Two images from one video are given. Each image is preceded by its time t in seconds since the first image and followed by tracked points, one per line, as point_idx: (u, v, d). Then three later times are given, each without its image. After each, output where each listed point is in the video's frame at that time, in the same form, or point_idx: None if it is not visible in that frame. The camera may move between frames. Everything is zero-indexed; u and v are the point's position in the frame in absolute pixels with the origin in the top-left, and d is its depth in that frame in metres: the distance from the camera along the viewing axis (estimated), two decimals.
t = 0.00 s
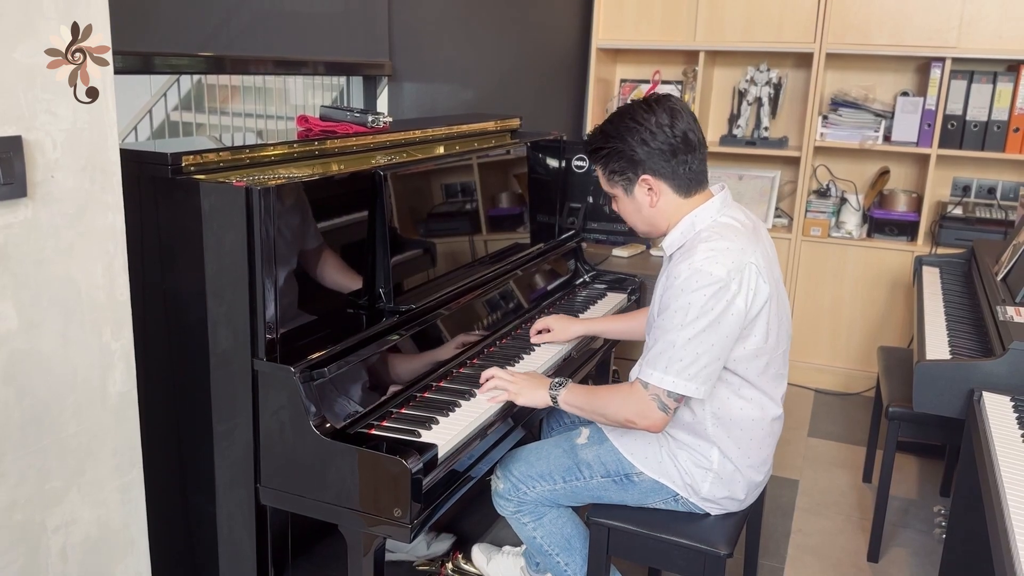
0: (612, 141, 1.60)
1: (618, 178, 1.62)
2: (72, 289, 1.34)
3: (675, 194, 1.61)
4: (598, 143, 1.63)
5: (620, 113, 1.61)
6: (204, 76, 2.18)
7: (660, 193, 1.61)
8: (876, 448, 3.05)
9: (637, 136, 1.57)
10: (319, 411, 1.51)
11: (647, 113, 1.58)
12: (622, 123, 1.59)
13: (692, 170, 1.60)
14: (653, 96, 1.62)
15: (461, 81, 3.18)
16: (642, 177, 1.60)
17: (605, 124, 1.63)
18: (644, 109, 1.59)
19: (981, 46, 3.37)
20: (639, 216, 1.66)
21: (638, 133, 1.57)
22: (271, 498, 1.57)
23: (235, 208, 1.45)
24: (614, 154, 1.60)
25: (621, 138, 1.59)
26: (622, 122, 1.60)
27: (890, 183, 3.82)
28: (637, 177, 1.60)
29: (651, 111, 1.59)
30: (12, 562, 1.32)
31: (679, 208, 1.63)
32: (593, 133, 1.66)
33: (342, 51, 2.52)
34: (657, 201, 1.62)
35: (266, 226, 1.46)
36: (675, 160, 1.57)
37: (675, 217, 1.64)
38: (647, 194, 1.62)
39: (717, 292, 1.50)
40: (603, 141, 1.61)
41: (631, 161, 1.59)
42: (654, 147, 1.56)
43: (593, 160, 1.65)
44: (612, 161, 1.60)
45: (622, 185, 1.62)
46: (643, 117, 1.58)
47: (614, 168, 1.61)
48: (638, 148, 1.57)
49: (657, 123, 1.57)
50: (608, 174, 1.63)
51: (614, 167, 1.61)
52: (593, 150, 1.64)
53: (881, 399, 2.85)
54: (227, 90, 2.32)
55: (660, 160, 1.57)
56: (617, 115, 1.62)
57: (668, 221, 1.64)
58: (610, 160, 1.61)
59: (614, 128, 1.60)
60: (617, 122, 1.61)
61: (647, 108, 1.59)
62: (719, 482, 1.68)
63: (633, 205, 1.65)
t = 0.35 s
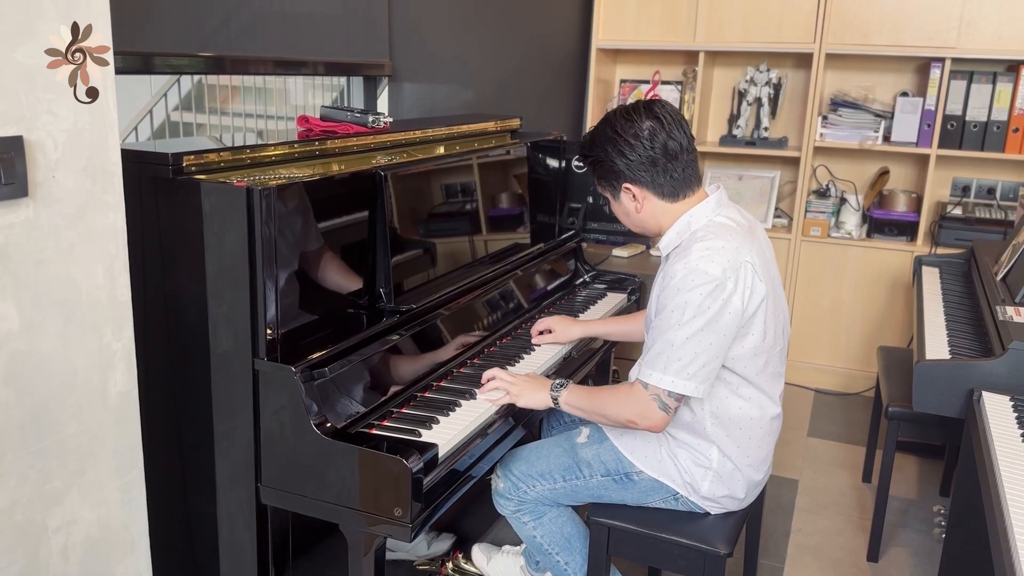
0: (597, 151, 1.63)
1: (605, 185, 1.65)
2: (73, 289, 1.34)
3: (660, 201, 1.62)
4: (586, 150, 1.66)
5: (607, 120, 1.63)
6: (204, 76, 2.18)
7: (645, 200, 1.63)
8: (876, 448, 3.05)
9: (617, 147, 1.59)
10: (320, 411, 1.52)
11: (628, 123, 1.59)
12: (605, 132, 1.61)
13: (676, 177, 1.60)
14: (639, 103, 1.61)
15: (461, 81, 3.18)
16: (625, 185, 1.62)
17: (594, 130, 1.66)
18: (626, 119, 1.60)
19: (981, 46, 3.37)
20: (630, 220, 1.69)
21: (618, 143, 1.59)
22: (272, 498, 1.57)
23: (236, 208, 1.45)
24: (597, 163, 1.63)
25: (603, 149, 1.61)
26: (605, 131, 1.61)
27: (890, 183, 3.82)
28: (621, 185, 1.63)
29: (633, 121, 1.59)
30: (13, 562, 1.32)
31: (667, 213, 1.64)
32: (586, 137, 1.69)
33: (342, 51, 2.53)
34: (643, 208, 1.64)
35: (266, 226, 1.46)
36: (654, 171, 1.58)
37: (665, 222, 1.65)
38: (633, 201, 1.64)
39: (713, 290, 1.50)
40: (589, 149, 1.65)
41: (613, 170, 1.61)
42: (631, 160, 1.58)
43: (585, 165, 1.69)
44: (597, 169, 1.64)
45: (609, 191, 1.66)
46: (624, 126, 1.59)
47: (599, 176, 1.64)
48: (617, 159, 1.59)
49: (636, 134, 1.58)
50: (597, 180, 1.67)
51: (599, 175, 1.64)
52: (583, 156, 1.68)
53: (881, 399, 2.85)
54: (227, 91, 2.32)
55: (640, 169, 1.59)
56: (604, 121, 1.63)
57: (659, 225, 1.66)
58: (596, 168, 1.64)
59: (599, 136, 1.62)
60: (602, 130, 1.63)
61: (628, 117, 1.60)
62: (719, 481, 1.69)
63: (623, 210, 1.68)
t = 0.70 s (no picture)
0: (592, 147, 1.63)
1: (600, 181, 1.65)
2: (73, 288, 1.34)
3: (656, 196, 1.62)
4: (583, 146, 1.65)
5: (604, 117, 1.63)
6: (204, 75, 2.18)
7: (640, 196, 1.62)
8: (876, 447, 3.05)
9: (614, 142, 1.59)
10: (321, 409, 1.52)
11: (626, 120, 1.59)
12: (603, 129, 1.61)
13: (672, 173, 1.60)
14: (637, 101, 1.62)
15: (461, 80, 3.18)
16: (620, 181, 1.62)
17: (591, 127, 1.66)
18: (624, 116, 1.60)
19: (981, 45, 3.37)
20: (624, 217, 1.69)
21: (614, 138, 1.59)
22: (273, 496, 1.57)
23: (236, 206, 1.45)
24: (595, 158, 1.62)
25: (601, 144, 1.61)
26: (603, 127, 1.61)
27: (890, 182, 3.82)
28: (617, 181, 1.62)
29: (631, 117, 1.59)
30: (12, 560, 1.32)
31: (663, 209, 1.64)
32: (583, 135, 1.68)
33: (342, 51, 2.53)
34: (638, 204, 1.64)
35: (267, 225, 1.46)
36: (650, 167, 1.59)
37: (661, 218, 1.65)
38: (628, 197, 1.64)
39: (709, 285, 1.50)
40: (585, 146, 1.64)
41: (609, 165, 1.61)
42: (629, 155, 1.58)
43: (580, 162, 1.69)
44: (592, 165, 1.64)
45: (605, 188, 1.65)
46: (621, 122, 1.60)
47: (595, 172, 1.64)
48: (616, 154, 1.59)
49: (635, 129, 1.58)
50: (591, 176, 1.67)
51: (595, 171, 1.64)
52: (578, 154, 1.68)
53: (881, 398, 2.85)
54: (227, 90, 2.32)
55: (636, 164, 1.59)
56: (601, 118, 1.63)
57: (654, 222, 1.66)
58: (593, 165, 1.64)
59: (597, 133, 1.62)
60: (598, 127, 1.63)
61: (624, 114, 1.60)
62: (719, 479, 1.69)
63: (617, 207, 1.67)
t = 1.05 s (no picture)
0: (610, 128, 1.60)
1: (618, 164, 1.60)
2: (75, 286, 1.34)
3: (672, 179, 1.62)
4: (594, 135, 1.62)
5: (610, 109, 1.63)
6: (205, 74, 2.18)
7: (660, 176, 1.61)
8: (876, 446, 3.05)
9: (635, 118, 1.58)
10: (322, 408, 1.52)
11: (639, 103, 1.61)
12: (616, 113, 1.61)
13: (687, 155, 1.62)
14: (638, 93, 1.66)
15: (462, 79, 3.18)
16: (643, 159, 1.59)
17: (597, 119, 1.64)
18: (636, 100, 1.62)
19: (982, 44, 3.37)
20: (640, 206, 1.63)
21: (635, 116, 1.59)
22: (274, 495, 1.57)
23: (236, 205, 1.45)
24: (614, 137, 1.59)
25: (620, 123, 1.59)
26: (616, 112, 1.61)
27: (891, 181, 3.82)
28: (639, 160, 1.59)
29: (643, 101, 1.62)
30: (13, 559, 1.32)
31: (677, 194, 1.63)
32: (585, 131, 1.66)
33: (343, 50, 2.53)
34: (658, 184, 1.61)
35: (267, 224, 1.45)
36: (672, 141, 1.59)
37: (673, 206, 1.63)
38: (647, 179, 1.61)
39: (710, 282, 1.50)
40: (599, 131, 1.61)
41: (632, 142, 1.58)
42: (655, 126, 1.58)
43: (588, 154, 1.64)
44: (612, 146, 1.59)
45: (623, 171, 1.61)
46: (636, 104, 1.61)
47: (614, 153, 1.59)
48: (640, 129, 1.58)
49: (653, 108, 1.60)
50: (606, 163, 1.61)
51: (613, 153, 1.59)
52: (586, 144, 1.63)
53: (882, 397, 2.85)
54: (228, 89, 2.32)
55: (659, 140, 1.58)
56: (607, 111, 1.64)
57: (664, 211, 1.64)
58: (610, 146, 1.60)
59: (609, 118, 1.61)
60: (610, 113, 1.62)
61: (637, 100, 1.62)
62: (720, 477, 1.69)
63: (633, 193, 1.62)
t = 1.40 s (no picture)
0: (612, 124, 1.59)
1: (621, 159, 1.59)
2: (75, 286, 1.34)
3: (672, 175, 1.63)
4: (594, 131, 1.61)
5: (608, 106, 1.63)
6: (205, 73, 2.17)
7: (661, 173, 1.61)
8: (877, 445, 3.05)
9: (637, 113, 1.59)
10: (322, 407, 1.52)
11: (637, 100, 1.62)
12: (616, 109, 1.61)
13: (684, 152, 1.63)
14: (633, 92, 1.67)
15: (462, 78, 3.18)
16: (645, 154, 1.59)
17: (594, 117, 1.64)
18: (634, 98, 1.63)
19: (983, 43, 3.37)
20: (641, 203, 1.62)
21: (638, 112, 1.59)
22: (275, 494, 1.57)
23: (237, 204, 1.45)
24: (616, 133, 1.59)
25: (622, 118, 1.59)
26: (615, 108, 1.61)
27: (891, 180, 3.82)
28: (641, 155, 1.59)
29: (640, 99, 1.63)
30: (14, 559, 1.32)
31: (675, 191, 1.64)
32: (581, 129, 1.65)
33: (343, 49, 2.52)
34: (659, 181, 1.61)
35: (267, 223, 1.45)
36: (671, 137, 1.60)
37: (671, 203, 1.64)
38: (648, 175, 1.60)
39: (706, 280, 1.50)
40: (600, 127, 1.60)
41: (635, 138, 1.58)
42: (656, 122, 1.59)
43: (587, 151, 1.62)
44: (614, 141, 1.59)
45: (624, 167, 1.60)
46: (634, 101, 1.62)
47: (616, 149, 1.59)
48: (642, 124, 1.58)
49: (652, 106, 1.61)
50: (608, 159, 1.60)
51: (615, 148, 1.59)
52: (586, 141, 1.62)
53: (883, 396, 2.85)
54: (228, 88, 2.31)
55: (661, 137, 1.59)
56: (605, 108, 1.63)
57: (663, 208, 1.64)
58: (612, 141, 1.59)
59: (609, 114, 1.61)
60: (609, 111, 1.62)
61: (635, 98, 1.63)
62: (721, 476, 1.68)
63: (634, 190, 1.62)
